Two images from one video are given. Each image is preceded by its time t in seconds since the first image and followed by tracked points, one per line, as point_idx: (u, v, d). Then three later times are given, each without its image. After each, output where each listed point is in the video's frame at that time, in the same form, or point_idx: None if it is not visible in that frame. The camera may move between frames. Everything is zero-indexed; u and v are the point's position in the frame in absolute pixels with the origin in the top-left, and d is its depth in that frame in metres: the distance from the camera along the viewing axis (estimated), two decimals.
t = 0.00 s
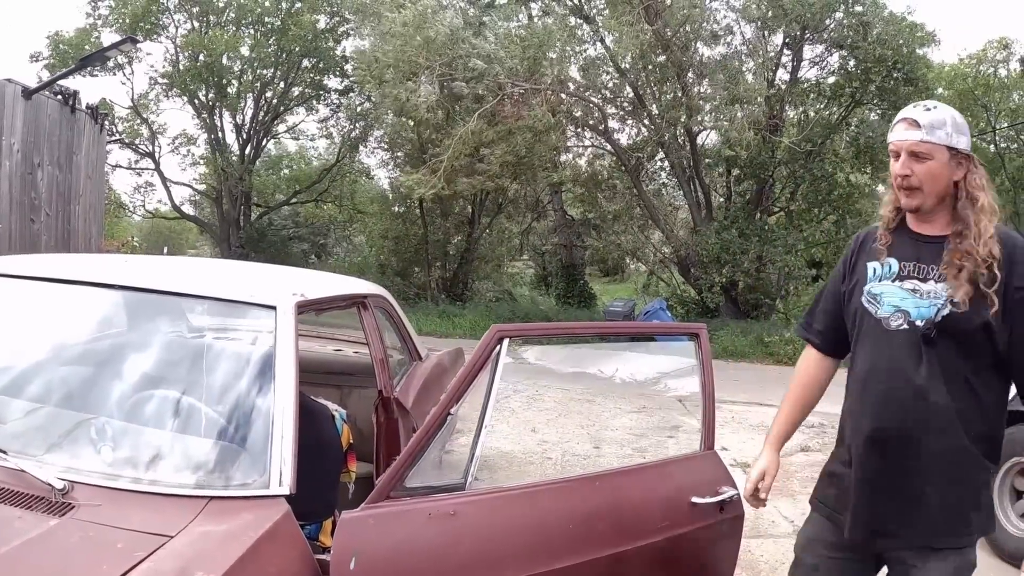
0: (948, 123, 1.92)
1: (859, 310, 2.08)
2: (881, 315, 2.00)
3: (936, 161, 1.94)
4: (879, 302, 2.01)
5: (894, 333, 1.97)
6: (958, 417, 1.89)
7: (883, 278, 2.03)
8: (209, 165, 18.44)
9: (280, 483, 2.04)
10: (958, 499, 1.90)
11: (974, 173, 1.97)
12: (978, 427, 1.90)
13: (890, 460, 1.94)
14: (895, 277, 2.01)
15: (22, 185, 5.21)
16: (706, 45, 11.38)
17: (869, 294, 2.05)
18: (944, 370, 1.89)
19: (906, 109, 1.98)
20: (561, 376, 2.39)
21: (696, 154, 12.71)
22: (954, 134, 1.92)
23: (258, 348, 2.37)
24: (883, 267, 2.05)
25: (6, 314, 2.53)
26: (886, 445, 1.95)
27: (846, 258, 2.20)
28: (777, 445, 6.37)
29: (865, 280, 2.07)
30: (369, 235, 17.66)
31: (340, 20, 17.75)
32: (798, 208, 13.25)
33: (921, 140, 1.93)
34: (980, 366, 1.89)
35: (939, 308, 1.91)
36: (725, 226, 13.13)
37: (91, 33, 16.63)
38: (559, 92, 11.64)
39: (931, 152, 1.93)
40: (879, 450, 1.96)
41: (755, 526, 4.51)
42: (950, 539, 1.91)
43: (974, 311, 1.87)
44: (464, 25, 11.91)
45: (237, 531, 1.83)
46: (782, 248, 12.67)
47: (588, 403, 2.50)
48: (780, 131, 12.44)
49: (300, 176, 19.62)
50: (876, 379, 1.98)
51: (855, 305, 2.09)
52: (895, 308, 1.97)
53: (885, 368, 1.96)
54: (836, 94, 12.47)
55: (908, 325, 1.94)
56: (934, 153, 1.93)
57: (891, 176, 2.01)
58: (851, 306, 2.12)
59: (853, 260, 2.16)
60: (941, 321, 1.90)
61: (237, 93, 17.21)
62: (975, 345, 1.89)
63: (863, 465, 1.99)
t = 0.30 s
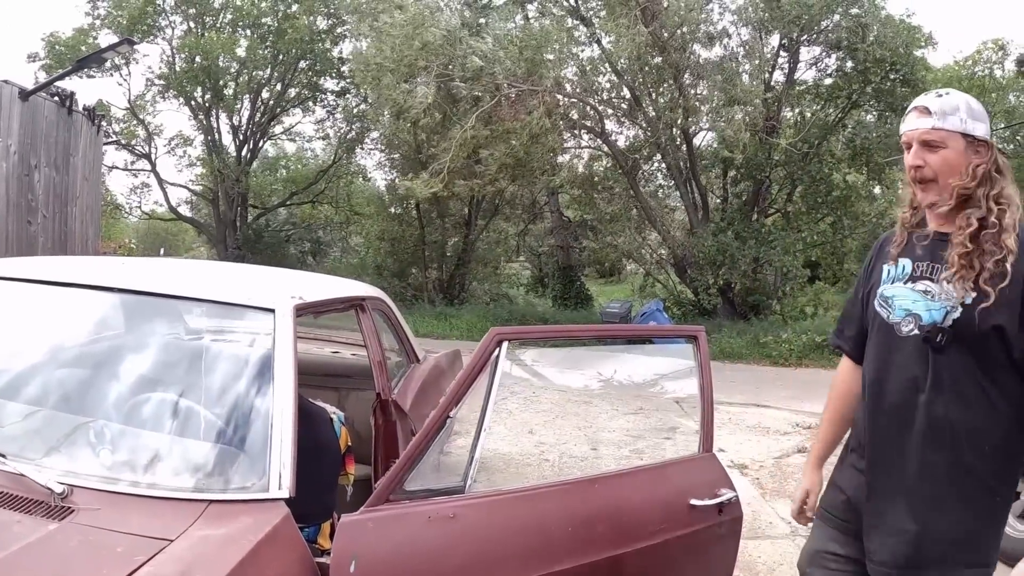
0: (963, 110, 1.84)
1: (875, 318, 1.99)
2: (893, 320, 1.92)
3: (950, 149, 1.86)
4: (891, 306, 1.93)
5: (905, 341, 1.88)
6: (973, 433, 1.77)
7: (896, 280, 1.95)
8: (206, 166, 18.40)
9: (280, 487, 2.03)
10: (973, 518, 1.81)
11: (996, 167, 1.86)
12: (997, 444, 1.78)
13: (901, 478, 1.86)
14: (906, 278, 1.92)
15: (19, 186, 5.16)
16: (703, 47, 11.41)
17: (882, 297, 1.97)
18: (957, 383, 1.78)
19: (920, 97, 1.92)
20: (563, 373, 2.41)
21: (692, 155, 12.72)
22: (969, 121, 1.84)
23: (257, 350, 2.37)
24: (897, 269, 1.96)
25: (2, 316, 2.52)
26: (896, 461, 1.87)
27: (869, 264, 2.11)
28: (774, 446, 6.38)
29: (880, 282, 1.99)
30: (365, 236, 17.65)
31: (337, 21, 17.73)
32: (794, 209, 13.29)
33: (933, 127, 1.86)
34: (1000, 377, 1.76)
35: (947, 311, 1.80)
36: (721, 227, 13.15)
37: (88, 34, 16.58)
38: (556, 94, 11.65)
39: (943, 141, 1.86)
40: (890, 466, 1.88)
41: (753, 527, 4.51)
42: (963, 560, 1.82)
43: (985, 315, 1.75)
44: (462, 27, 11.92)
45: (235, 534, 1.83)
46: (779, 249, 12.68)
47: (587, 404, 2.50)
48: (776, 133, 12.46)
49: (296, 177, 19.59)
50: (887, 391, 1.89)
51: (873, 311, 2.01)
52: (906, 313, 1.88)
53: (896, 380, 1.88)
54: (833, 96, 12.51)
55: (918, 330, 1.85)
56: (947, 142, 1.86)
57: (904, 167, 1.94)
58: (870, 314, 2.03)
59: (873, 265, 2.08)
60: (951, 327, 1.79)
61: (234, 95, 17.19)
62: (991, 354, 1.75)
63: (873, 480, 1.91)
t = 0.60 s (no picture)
0: (932, 105, 1.68)
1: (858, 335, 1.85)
2: (877, 337, 1.77)
3: (919, 148, 1.70)
4: (875, 322, 1.78)
5: (892, 360, 1.73)
6: (965, 458, 1.59)
7: (880, 293, 1.81)
8: (202, 167, 18.38)
9: (278, 488, 2.03)
10: (970, 552, 1.61)
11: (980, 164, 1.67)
12: (995, 469, 1.58)
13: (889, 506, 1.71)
14: (889, 291, 1.78)
15: (16, 187, 5.15)
16: (700, 49, 11.45)
17: (866, 312, 1.82)
18: (944, 403, 1.60)
19: (890, 95, 1.78)
20: (559, 376, 2.41)
21: (688, 156, 12.73)
22: (939, 117, 1.67)
23: (256, 351, 2.37)
24: (879, 281, 1.83)
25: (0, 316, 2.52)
26: (885, 487, 1.72)
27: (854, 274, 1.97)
28: (770, 448, 6.40)
29: (865, 296, 1.85)
30: (361, 237, 17.67)
31: (333, 23, 17.71)
32: (791, 211, 13.33)
33: (899, 127, 1.71)
34: (993, 397, 1.57)
35: (936, 330, 1.63)
36: (718, 230, 13.19)
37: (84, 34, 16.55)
38: (553, 95, 11.67)
39: (910, 140, 1.70)
40: (878, 492, 1.73)
41: (749, 528, 4.53)
42: None
43: (977, 334, 1.55)
44: (461, 28, 11.94)
45: (236, 535, 1.83)
46: (775, 250, 12.75)
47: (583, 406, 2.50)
48: (772, 135, 12.50)
49: (292, 179, 19.55)
50: (872, 412, 1.75)
51: (858, 327, 1.86)
52: (892, 330, 1.73)
53: (881, 400, 1.73)
54: (829, 98, 12.57)
55: (904, 350, 1.69)
56: (916, 140, 1.70)
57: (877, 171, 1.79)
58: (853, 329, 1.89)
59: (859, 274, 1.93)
60: (940, 346, 1.61)
61: (229, 96, 17.18)
62: (982, 371, 1.57)
63: (862, 508, 1.77)
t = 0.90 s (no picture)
0: (880, 89, 1.51)
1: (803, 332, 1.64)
2: (825, 333, 1.57)
3: (864, 135, 1.52)
4: (823, 316, 1.58)
5: (841, 358, 1.54)
6: (914, 470, 1.45)
7: (828, 287, 1.61)
8: (199, 169, 18.36)
9: (279, 489, 2.04)
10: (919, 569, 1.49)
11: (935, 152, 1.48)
12: (944, 483, 1.45)
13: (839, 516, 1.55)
14: (838, 287, 1.59)
15: (14, 188, 5.14)
16: (697, 51, 11.49)
17: (813, 306, 1.62)
18: (896, 409, 1.46)
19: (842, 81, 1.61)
20: (555, 379, 2.42)
21: (685, 159, 12.72)
22: (888, 102, 1.49)
23: (255, 352, 2.38)
24: (828, 276, 1.63)
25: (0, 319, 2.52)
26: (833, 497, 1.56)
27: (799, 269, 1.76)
28: (766, 450, 6.41)
29: (811, 291, 1.65)
30: (358, 239, 17.64)
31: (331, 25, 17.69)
32: (788, 214, 13.37)
33: (846, 114, 1.55)
34: (949, 405, 1.43)
35: (891, 323, 1.45)
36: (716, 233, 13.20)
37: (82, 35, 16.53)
38: (551, 98, 11.68)
39: (856, 126, 1.53)
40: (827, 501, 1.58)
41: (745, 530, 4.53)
42: None
43: (939, 330, 1.40)
44: (460, 30, 11.96)
45: (236, 536, 1.84)
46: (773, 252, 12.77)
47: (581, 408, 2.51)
48: (769, 137, 12.52)
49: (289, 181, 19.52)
50: (818, 414, 1.57)
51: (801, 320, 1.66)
52: (841, 324, 1.54)
53: (826, 402, 1.55)
54: (825, 101, 12.61)
55: (855, 347, 1.51)
56: (861, 128, 1.52)
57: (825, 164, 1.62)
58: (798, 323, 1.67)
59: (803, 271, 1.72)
60: (894, 342, 1.45)
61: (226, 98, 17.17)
62: (940, 376, 1.42)
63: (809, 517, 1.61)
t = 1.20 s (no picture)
0: (854, 76, 1.33)
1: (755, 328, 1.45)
2: (774, 332, 1.38)
3: (835, 124, 1.34)
4: (772, 314, 1.39)
5: (786, 357, 1.34)
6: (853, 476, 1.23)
7: (783, 285, 1.42)
8: (195, 172, 18.36)
9: (274, 496, 2.05)
10: None
11: (907, 147, 1.30)
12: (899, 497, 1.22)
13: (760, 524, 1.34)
14: (793, 284, 1.39)
15: (11, 193, 5.13)
16: (694, 54, 11.52)
17: (766, 304, 1.42)
18: (834, 411, 1.25)
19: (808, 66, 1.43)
20: (553, 386, 2.44)
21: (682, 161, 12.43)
22: (860, 90, 1.31)
23: (250, 357, 2.39)
24: (787, 273, 1.43)
25: None
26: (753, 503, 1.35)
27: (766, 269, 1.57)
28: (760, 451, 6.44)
29: (768, 289, 1.46)
30: (354, 241, 17.62)
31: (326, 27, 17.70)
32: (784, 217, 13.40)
33: (812, 102, 1.36)
34: (892, 410, 1.21)
35: (831, 321, 1.26)
36: (712, 236, 13.21)
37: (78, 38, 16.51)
38: (547, 102, 11.68)
39: (825, 115, 1.34)
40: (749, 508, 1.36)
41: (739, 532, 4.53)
42: None
43: (874, 327, 1.20)
44: (456, 35, 11.98)
45: (232, 544, 1.84)
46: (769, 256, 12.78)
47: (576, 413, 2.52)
48: (766, 140, 12.55)
49: (285, 183, 19.51)
50: (760, 415, 1.38)
51: (757, 318, 1.47)
52: (788, 323, 1.34)
53: (769, 401, 1.36)
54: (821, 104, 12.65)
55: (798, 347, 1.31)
56: (831, 118, 1.34)
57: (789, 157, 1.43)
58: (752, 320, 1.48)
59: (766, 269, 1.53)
60: (833, 342, 1.25)
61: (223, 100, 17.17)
62: (879, 375, 1.21)
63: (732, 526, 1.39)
